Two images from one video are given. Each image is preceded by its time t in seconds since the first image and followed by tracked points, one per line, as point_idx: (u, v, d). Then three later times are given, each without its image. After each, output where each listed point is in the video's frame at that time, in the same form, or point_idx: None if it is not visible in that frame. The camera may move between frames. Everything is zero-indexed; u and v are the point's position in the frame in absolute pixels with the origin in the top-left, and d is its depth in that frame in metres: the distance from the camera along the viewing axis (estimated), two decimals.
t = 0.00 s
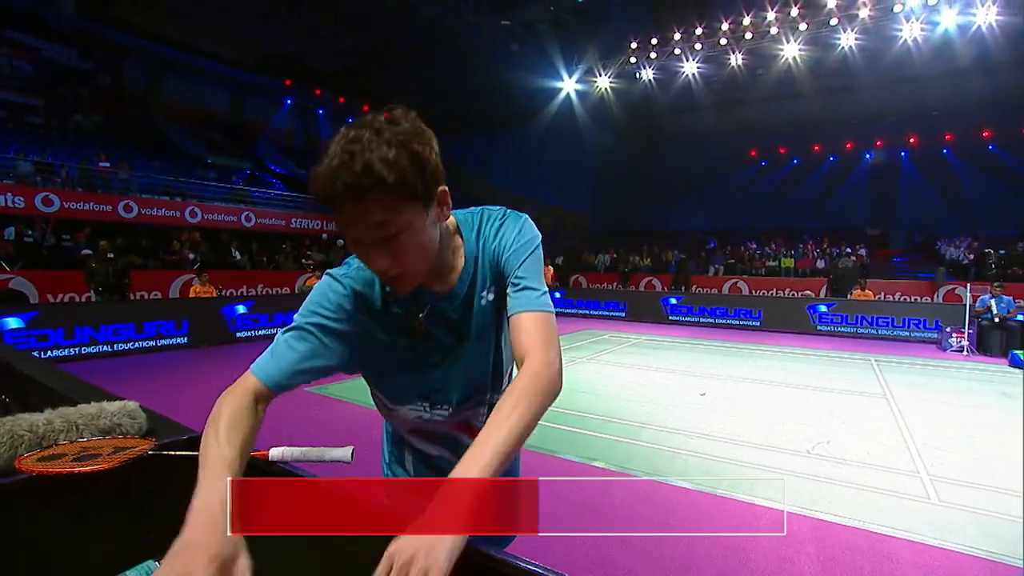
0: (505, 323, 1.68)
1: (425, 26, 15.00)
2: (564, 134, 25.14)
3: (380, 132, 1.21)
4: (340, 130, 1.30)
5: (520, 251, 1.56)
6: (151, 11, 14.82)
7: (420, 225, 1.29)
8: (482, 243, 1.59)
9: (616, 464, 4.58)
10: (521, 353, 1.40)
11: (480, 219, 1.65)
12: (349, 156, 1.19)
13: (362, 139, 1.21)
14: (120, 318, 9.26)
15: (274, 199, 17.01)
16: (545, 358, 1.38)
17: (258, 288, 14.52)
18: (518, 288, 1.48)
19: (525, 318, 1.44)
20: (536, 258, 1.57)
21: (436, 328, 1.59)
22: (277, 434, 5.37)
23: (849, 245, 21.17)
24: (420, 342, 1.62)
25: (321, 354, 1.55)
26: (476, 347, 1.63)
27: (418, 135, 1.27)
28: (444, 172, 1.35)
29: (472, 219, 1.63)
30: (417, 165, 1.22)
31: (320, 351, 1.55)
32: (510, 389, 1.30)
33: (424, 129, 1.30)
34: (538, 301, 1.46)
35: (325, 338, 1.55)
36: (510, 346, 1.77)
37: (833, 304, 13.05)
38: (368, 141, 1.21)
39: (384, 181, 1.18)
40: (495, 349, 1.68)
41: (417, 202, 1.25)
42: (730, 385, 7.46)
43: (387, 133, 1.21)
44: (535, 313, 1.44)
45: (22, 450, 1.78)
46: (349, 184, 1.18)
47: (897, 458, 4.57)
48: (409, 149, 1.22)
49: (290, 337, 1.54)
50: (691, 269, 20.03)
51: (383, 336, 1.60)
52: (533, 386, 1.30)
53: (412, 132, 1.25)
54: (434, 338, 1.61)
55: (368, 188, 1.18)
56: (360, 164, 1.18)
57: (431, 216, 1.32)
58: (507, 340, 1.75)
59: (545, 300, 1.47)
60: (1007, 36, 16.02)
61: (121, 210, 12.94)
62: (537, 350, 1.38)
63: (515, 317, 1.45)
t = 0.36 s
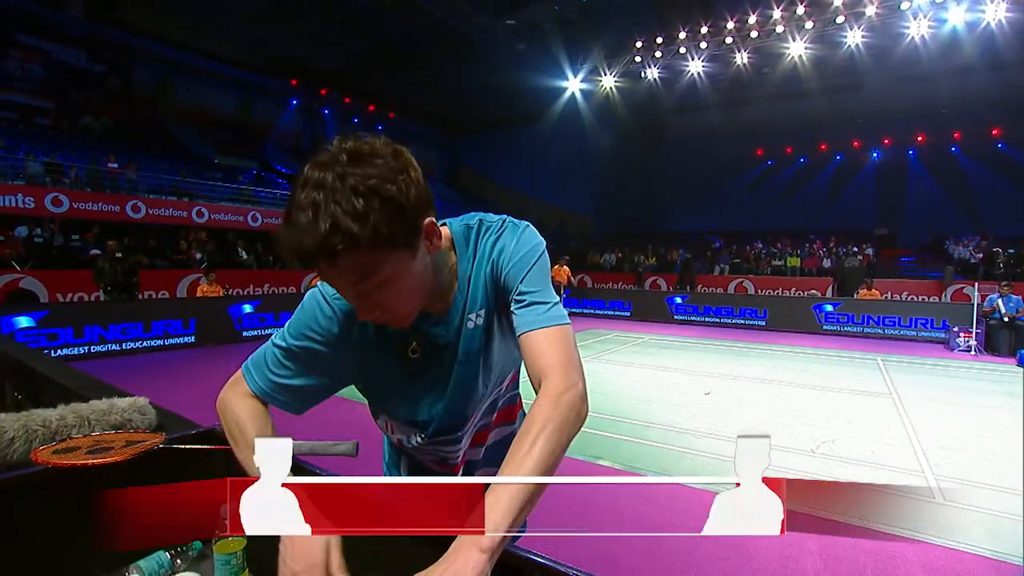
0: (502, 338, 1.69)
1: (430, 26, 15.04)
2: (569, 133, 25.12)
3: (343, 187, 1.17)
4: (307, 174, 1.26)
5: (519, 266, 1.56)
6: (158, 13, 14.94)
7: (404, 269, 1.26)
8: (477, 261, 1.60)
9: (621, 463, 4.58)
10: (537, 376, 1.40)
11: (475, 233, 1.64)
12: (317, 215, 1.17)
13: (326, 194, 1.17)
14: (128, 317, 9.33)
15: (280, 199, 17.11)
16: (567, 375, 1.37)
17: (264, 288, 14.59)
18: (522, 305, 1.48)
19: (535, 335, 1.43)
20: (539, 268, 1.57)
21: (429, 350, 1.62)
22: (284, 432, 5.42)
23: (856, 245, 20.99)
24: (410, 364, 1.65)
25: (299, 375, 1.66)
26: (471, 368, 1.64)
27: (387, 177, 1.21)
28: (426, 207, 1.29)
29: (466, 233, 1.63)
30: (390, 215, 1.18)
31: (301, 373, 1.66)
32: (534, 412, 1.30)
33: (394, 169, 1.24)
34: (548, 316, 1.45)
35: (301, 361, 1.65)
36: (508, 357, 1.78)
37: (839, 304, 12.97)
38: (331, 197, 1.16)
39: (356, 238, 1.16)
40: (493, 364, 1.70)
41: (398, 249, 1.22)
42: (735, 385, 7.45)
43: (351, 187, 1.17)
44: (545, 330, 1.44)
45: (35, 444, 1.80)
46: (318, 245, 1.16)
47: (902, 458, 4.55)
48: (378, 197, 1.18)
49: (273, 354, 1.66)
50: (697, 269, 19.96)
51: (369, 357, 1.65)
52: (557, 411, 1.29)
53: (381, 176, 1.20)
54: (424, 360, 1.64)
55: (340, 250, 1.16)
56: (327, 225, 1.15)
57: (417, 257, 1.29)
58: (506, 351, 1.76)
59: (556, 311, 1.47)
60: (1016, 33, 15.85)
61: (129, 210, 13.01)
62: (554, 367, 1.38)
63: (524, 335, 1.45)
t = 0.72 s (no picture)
0: (508, 333, 1.69)
1: (442, 20, 15.01)
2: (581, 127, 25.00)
3: (337, 259, 1.08)
4: (295, 238, 1.13)
5: (521, 258, 1.54)
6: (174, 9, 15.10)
7: (414, 304, 1.24)
8: (477, 261, 1.58)
9: (632, 456, 4.59)
10: (552, 365, 1.39)
11: (474, 233, 1.62)
12: (316, 287, 1.10)
13: (321, 266, 1.09)
14: (146, 310, 9.48)
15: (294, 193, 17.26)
16: (581, 366, 1.37)
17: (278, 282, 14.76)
18: (528, 298, 1.47)
19: (546, 326, 1.43)
20: (540, 259, 1.55)
21: (437, 357, 1.59)
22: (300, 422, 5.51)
23: (873, 240, 20.69)
24: (418, 374, 1.62)
25: (322, 385, 1.61)
26: (479, 367, 1.65)
27: (379, 235, 1.09)
28: (425, 243, 1.20)
29: (463, 234, 1.61)
30: (390, 275, 1.10)
31: (320, 382, 1.60)
32: (548, 401, 1.30)
33: (386, 219, 1.12)
34: (554, 308, 1.44)
35: (326, 374, 1.60)
36: (516, 350, 1.77)
37: (855, 300, 12.79)
38: (326, 270, 1.08)
39: (363, 301, 1.11)
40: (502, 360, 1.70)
41: (407, 292, 1.18)
42: (746, 380, 7.40)
43: (345, 256, 1.07)
44: (555, 320, 1.43)
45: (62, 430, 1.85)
46: (329, 312, 1.11)
47: (917, 455, 4.48)
48: (375, 260, 1.09)
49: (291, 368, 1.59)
50: (710, 264, 19.82)
51: (381, 370, 1.65)
52: (573, 402, 1.29)
53: (372, 237, 1.09)
54: (431, 370, 1.61)
55: (351, 311, 1.11)
56: (329, 298, 1.09)
57: (425, 290, 1.25)
58: (514, 345, 1.75)
59: (562, 303, 1.46)
60: None
61: (147, 205, 13.21)
62: (566, 358, 1.37)
63: (534, 329, 1.44)
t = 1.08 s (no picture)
0: (521, 326, 1.68)
1: (449, 16, 14.98)
2: (589, 122, 24.93)
3: (357, 255, 1.08)
4: (313, 236, 1.14)
5: (533, 251, 1.54)
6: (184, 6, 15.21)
7: (433, 296, 1.24)
8: (489, 255, 1.58)
9: (641, 452, 4.59)
10: (568, 354, 1.40)
11: (483, 228, 1.61)
12: (337, 285, 1.09)
13: (340, 262, 1.09)
14: (159, 305, 9.59)
15: (304, 189, 17.34)
16: (597, 356, 1.38)
17: (288, 277, 14.85)
18: (541, 291, 1.48)
19: (561, 318, 1.44)
20: (551, 251, 1.55)
21: (454, 353, 1.58)
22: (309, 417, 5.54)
23: (884, 236, 20.49)
24: (435, 370, 1.62)
25: (371, 397, 1.58)
26: (496, 359, 1.63)
27: (396, 228, 1.10)
28: (437, 235, 1.20)
29: (474, 230, 1.59)
30: (407, 265, 1.10)
31: (371, 392, 1.58)
32: (564, 393, 1.32)
33: (401, 212, 1.13)
34: (566, 299, 1.45)
35: (370, 382, 1.58)
36: (530, 342, 1.77)
37: (866, 296, 12.68)
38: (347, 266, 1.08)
39: (383, 295, 1.10)
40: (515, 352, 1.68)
41: (425, 285, 1.18)
42: (756, 376, 7.36)
43: (363, 251, 1.07)
44: (569, 312, 1.44)
45: (81, 421, 1.93)
46: (351, 309, 1.10)
47: (930, 452, 4.44)
48: (394, 251, 1.09)
49: (335, 394, 1.56)
50: (719, 259, 19.71)
51: (400, 369, 1.64)
52: (589, 391, 1.30)
53: (389, 229, 1.09)
54: (451, 366, 1.61)
55: (373, 307, 1.11)
56: (351, 294, 1.09)
57: (441, 283, 1.25)
58: (527, 338, 1.75)
59: (573, 294, 1.47)
60: None
61: (158, 202, 13.38)
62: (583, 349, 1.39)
63: (549, 321, 1.45)
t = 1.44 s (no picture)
0: (533, 320, 1.71)
1: (443, 10, 14.90)
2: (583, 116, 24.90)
3: (400, 261, 1.06)
4: (345, 245, 1.11)
5: (549, 252, 1.57)
6: None
7: (465, 300, 1.24)
8: (503, 254, 1.59)
9: (637, 443, 4.63)
10: (592, 351, 1.44)
11: (495, 226, 1.60)
12: (380, 294, 1.07)
13: (381, 270, 1.07)
14: (153, 300, 9.53)
15: (297, 183, 17.24)
16: (614, 351, 1.43)
17: (282, 272, 14.78)
18: (558, 291, 1.51)
19: (577, 317, 1.47)
20: (567, 252, 1.59)
21: (470, 351, 1.59)
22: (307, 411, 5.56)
23: (877, 229, 20.63)
24: (452, 369, 1.63)
25: (370, 394, 1.56)
26: (507, 355, 1.66)
27: (436, 233, 1.10)
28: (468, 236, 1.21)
29: (487, 230, 1.57)
30: (449, 268, 1.11)
31: (371, 389, 1.56)
32: (590, 396, 1.37)
33: (436, 218, 1.13)
34: (582, 299, 1.48)
35: (373, 380, 1.56)
36: (539, 336, 1.81)
37: (859, 289, 12.79)
38: (391, 273, 1.07)
39: (426, 301, 1.10)
40: (523, 348, 1.71)
41: (460, 288, 1.18)
42: (750, 368, 7.42)
43: (406, 257, 1.06)
44: (585, 312, 1.48)
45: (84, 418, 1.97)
46: (394, 318, 1.09)
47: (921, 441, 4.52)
48: (436, 256, 1.09)
49: (340, 389, 1.53)
50: (713, 253, 19.80)
51: (415, 370, 1.64)
52: (612, 386, 1.36)
53: (430, 233, 1.09)
54: (465, 365, 1.62)
55: (416, 313, 1.11)
56: (396, 302, 1.07)
57: (473, 284, 1.26)
58: (535, 333, 1.78)
59: (589, 294, 1.50)
60: None
61: (150, 196, 13.30)
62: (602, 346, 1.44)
63: (565, 321, 1.49)
